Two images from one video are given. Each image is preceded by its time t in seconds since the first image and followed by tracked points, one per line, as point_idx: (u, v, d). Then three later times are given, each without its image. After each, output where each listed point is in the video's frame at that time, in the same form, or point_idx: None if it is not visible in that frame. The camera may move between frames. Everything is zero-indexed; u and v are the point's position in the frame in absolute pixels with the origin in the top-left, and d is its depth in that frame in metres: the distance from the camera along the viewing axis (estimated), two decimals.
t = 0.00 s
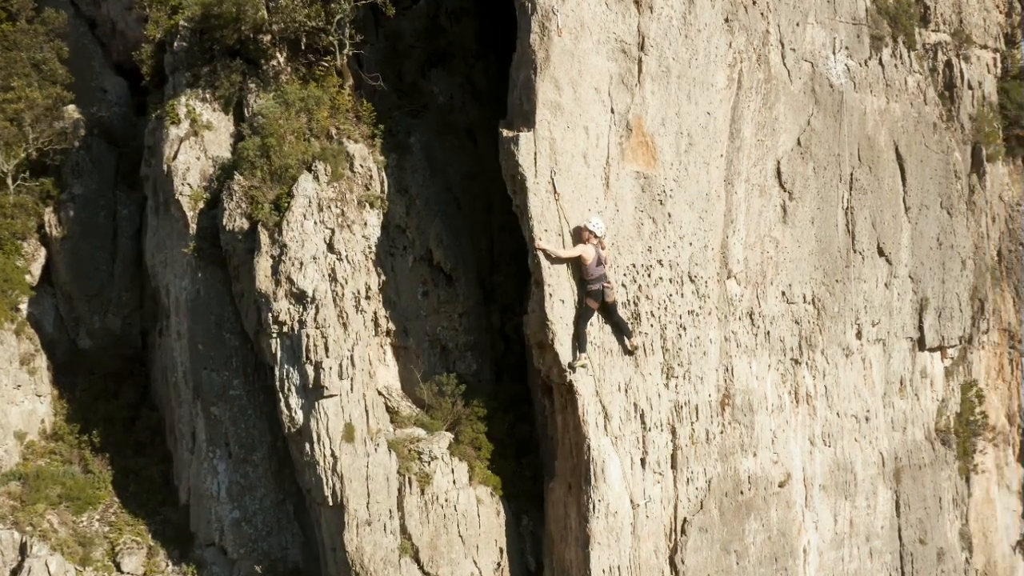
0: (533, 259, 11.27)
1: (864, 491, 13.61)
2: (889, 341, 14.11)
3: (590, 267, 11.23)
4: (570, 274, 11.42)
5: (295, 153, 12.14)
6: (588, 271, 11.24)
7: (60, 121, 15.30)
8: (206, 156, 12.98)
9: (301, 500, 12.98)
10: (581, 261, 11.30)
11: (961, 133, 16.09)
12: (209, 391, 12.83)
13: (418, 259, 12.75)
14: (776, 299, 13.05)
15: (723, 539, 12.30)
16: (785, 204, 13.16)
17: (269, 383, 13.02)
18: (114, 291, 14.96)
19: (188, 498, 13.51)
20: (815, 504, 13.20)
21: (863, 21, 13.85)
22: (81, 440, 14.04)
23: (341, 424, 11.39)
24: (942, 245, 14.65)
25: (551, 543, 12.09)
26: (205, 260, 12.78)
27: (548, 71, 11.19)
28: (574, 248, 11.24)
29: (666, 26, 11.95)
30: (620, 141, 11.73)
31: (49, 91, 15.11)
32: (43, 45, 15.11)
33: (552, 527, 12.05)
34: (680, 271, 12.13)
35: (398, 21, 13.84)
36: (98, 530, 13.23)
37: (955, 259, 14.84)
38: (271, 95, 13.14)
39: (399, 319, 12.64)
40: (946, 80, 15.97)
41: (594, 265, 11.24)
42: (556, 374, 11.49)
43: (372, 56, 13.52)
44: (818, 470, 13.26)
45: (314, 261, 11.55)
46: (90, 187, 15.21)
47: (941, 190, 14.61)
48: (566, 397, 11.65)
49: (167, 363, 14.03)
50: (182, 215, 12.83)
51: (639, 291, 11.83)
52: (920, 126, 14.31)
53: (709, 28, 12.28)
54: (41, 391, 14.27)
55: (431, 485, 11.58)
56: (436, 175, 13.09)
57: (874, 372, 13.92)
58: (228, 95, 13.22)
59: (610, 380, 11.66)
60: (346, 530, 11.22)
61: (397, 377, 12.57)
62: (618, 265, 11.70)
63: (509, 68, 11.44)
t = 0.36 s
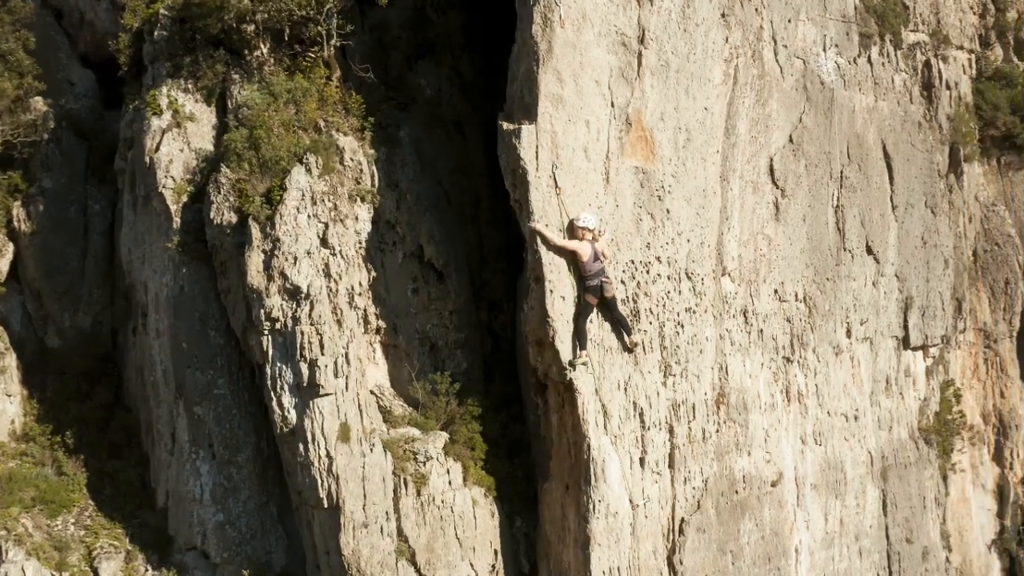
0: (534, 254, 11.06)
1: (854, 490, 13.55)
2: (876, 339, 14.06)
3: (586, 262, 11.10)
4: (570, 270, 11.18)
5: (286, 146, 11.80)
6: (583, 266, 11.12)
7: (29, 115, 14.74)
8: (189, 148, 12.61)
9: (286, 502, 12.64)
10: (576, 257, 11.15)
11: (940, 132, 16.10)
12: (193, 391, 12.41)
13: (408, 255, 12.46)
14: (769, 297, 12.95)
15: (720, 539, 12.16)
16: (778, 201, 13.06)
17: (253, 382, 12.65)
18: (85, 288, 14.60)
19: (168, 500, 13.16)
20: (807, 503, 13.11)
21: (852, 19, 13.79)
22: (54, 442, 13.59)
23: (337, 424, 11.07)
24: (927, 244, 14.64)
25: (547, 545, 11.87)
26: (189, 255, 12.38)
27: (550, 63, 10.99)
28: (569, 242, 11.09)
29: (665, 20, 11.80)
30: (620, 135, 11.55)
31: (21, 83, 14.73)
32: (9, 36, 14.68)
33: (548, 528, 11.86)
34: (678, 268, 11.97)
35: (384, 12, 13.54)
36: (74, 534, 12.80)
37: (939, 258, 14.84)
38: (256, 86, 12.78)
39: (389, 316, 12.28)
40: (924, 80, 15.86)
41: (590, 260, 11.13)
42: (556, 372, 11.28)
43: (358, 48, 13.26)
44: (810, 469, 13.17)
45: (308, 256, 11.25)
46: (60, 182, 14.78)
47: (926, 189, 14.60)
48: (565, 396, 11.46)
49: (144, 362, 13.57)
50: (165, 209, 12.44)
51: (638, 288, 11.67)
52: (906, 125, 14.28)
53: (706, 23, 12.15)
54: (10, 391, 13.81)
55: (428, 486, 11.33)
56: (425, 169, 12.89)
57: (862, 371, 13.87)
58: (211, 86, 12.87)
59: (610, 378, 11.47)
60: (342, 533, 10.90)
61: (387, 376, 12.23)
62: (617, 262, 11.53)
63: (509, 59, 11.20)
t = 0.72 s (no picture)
0: (538, 249, 10.82)
1: (845, 489, 13.48)
2: (865, 338, 13.99)
3: (590, 258, 10.87)
4: (573, 265, 10.96)
5: (279, 137, 11.50)
6: (587, 262, 10.89)
7: None
8: (175, 139, 12.25)
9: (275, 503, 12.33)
10: (578, 252, 10.92)
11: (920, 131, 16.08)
12: (180, 389, 12.00)
13: (401, 250, 12.18)
14: (764, 294, 12.83)
15: (719, 539, 12.02)
16: (773, 198, 12.94)
17: (240, 380, 12.27)
18: (57, 285, 14.22)
19: (149, 503, 12.78)
20: (800, 502, 13.01)
21: (843, 16, 13.70)
22: (29, 442, 13.09)
23: (335, 423, 10.75)
24: (913, 243, 14.61)
25: (546, 546, 11.65)
26: (175, 250, 12.00)
27: (555, 54, 10.76)
28: (572, 237, 10.84)
29: (667, 12, 11.61)
30: (622, 129, 11.36)
31: None
32: None
33: (546, 529, 11.64)
34: (678, 264, 11.81)
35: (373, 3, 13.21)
36: (51, 538, 12.37)
37: (924, 257, 14.81)
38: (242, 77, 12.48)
39: (382, 313, 11.98)
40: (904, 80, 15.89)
41: (593, 256, 10.90)
42: (559, 369, 11.06)
43: (348, 37, 12.87)
44: (804, 468, 13.08)
45: (305, 250, 10.94)
46: (32, 174, 14.48)
47: (913, 188, 14.55)
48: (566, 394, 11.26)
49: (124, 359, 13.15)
50: (150, 202, 12.04)
51: (639, 285, 11.48)
52: (895, 123, 14.23)
53: (706, 16, 11.98)
54: None
55: (427, 486, 11.06)
56: (418, 163, 12.61)
57: (852, 369, 13.81)
58: (197, 75, 12.51)
59: (612, 376, 11.28)
60: (342, 535, 10.59)
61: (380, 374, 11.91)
62: (619, 257, 11.33)
63: (512, 50, 10.96)
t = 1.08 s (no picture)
0: (553, 244, 10.63)
1: (846, 487, 13.43)
2: (863, 336, 13.94)
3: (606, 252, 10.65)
4: (586, 260, 10.82)
5: (282, 127, 11.21)
6: (603, 257, 10.67)
7: None
8: (172, 130, 11.91)
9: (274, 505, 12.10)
10: (594, 247, 10.71)
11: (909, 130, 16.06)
12: (178, 388, 11.66)
13: (404, 245, 11.91)
14: (768, 291, 12.72)
15: (727, 539, 11.90)
16: (776, 194, 12.83)
17: (238, 378, 11.95)
18: (38, 280, 13.86)
19: (140, 505, 12.43)
20: (803, 501, 12.93)
21: (843, 12, 13.63)
22: (15, 442, 12.60)
23: (345, 422, 10.48)
24: (908, 241, 14.59)
25: (555, 547, 11.45)
26: (173, 243, 11.70)
27: (571, 45, 10.56)
28: (587, 232, 10.62)
29: (678, 5, 11.47)
30: (634, 122, 11.18)
31: None
32: None
33: (555, 529, 11.43)
34: (688, 260, 11.67)
35: None
36: (40, 542, 11.97)
37: (918, 255, 14.80)
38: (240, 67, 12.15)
39: (385, 310, 11.68)
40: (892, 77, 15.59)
41: (609, 250, 10.68)
42: (572, 366, 10.87)
43: (348, 27, 12.48)
44: (806, 466, 13.00)
45: (314, 243, 10.63)
46: (12, 166, 14.08)
47: (908, 186, 14.53)
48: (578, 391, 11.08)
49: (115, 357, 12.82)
50: (146, 194, 11.70)
51: (651, 280, 11.31)
52: (891, 121, 14.19)
53: (714, 11, 11.86)
54: None
55: (437, 487, 10.79)
56: (419, 157, 12.38)
57: (851, 367, 13.74)
58: (192, 65, 12.20)
59: (624, 373, 11.11)
60: (353, 537, 10.30)
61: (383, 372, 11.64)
62: (631, 253, 11.16)
63: (525, 40, 10.75)
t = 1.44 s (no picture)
0: (560, 239, 10.54)
1: (837, 485, 13.42)
2: (851, 334, 13.94)
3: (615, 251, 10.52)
4: (591, 256, 10.73)
5: (281, 119, 10.97)
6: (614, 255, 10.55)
7: None
8: (163, 121, 11.62)
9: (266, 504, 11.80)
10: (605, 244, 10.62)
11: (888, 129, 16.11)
12: (170, 386, 11.39)
13: (400, 240, 11.72)
14: (763, 288, 12.69)
15: (726, 537, 11.83)
16: (771, 191, 12.81)
17: (230, 376, 11.69)
18: (13, 276, 13.42)
19: (125, 506, 12.12)
20: (796, 499, 12.90)
21: (834, 10, 13.64)
22: None
23: (350, 419, 10.26)
24: (893, 239, 14.63)
25: (556, 546, 11.30)
26: (166, 236, 11.39)
27: (580, 37, 10.45)
28: (599, 227, 10.54)
29: None
30: (639, 117, 11.08)
31: None
32: None
33: (556, 529, 11.28)
34: (690, 256, 11.60)
35: None
36: (21, 545, 11.59)
37: (902, 253, 14.84)
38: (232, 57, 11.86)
39: (381, 305, 11.50)
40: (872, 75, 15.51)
41: (619, 249, 10.54)
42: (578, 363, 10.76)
43: (341, 18, 12.27)
44: (800, 464, 12.97)
45: (317, 237, 10.41)
46: None
47: (894, 184, 14.57)
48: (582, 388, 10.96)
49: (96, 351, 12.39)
50: (138, 187, 11.41)
51: (654, 276, 11.23)
52: (880, 120, 14.19)
53: (716, 6, 11.80)
54: None
55: (441, 486, 10.60)
56: (415, 151, 12.18)
57: (841, 364, 13.74)
58: (182, 55, 11.90)
59: (629, 370, 11.02)
60: (358, 537, 10.09)
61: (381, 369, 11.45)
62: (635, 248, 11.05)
63: (532, 32, 10.61)
